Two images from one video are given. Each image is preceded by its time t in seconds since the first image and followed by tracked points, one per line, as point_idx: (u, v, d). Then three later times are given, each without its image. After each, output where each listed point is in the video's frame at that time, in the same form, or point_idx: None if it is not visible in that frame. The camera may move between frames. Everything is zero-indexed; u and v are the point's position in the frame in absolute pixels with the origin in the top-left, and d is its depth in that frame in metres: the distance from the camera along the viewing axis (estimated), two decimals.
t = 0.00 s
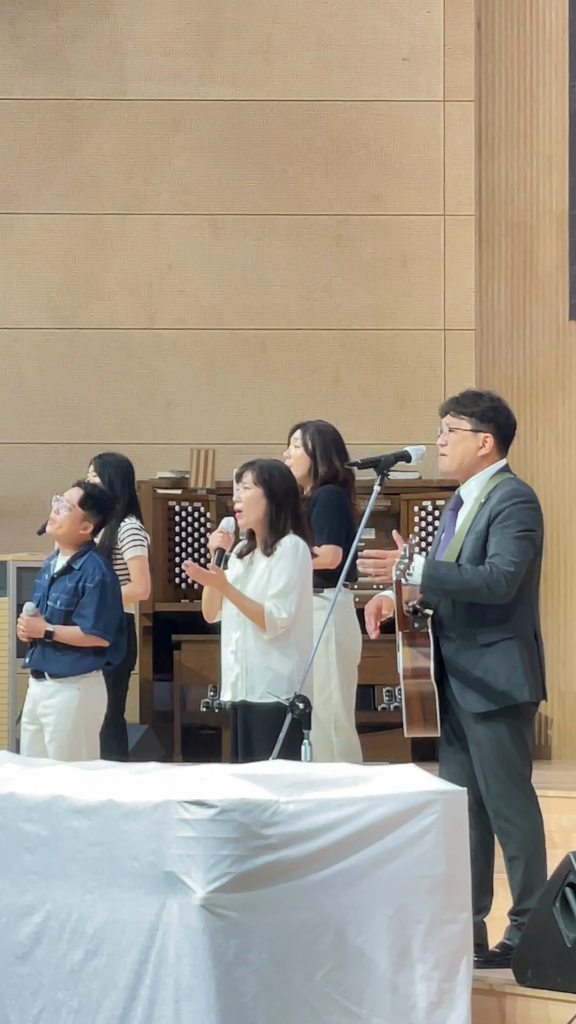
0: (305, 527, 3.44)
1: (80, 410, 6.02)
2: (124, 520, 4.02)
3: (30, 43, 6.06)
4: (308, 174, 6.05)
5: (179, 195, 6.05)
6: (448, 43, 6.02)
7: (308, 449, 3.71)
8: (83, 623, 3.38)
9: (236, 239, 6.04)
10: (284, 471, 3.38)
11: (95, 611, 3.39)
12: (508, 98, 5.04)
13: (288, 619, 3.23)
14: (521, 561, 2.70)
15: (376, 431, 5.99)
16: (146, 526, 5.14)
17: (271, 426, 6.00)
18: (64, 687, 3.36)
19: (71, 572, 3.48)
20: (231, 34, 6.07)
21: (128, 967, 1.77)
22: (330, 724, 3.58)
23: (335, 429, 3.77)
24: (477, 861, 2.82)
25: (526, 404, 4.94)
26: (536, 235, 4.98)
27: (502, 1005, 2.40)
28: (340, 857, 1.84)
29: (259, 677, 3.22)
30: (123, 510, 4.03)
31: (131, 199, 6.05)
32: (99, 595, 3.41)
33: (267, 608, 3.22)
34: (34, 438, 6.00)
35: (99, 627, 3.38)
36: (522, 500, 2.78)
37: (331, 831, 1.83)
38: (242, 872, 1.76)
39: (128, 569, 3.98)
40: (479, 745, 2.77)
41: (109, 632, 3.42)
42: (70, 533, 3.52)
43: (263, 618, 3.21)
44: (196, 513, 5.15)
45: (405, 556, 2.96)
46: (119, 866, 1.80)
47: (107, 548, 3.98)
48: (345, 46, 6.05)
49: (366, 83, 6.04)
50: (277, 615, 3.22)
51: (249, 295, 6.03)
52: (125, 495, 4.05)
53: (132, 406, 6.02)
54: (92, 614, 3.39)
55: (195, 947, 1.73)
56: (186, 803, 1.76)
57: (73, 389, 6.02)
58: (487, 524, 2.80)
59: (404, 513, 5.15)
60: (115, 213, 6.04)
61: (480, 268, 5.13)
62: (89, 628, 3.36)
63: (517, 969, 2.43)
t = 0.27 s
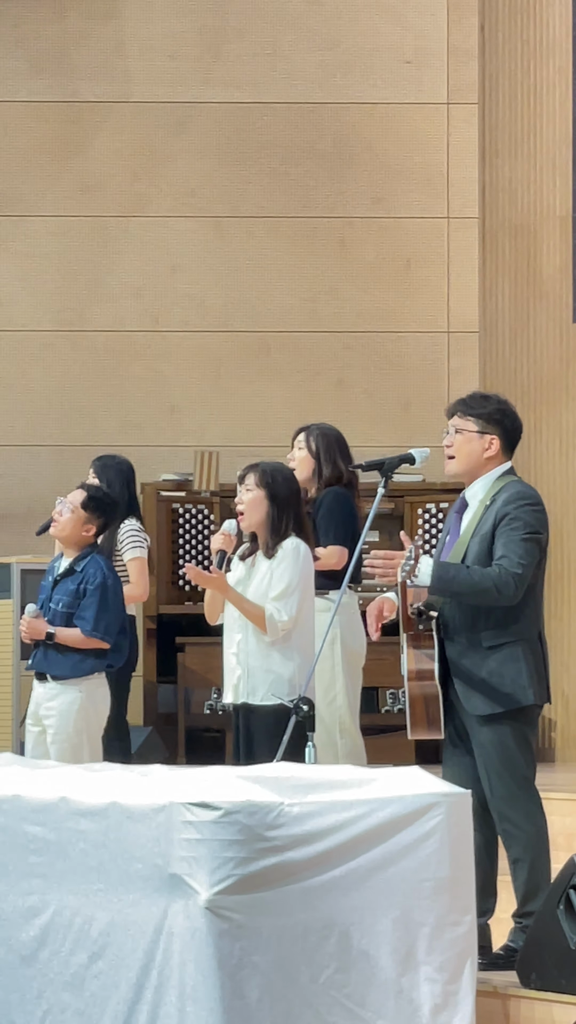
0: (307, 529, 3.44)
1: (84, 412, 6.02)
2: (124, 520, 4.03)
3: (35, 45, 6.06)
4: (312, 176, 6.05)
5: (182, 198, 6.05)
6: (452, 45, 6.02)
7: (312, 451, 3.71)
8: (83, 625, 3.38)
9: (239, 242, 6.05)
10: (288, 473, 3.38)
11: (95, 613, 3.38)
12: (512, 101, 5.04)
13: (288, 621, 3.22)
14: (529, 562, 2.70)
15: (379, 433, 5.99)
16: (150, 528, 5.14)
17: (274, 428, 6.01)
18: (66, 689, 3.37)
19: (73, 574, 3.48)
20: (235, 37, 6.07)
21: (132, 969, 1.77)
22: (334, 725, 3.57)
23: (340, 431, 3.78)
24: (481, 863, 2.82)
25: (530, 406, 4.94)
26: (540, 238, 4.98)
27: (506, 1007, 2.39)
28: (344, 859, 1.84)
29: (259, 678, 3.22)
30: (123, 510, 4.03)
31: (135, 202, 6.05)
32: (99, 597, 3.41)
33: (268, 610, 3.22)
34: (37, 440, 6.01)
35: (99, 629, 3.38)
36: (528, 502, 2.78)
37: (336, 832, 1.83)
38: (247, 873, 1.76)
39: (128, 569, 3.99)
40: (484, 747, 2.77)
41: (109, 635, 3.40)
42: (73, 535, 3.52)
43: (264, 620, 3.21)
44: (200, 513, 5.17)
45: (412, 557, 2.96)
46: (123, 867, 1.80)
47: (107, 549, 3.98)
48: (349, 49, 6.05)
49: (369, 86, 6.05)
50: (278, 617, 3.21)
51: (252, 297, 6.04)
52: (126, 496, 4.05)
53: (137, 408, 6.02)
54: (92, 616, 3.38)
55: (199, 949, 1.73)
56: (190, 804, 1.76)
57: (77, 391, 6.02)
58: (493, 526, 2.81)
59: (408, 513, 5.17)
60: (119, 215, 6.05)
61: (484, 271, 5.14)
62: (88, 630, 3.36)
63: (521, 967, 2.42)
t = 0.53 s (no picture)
0: (307, 530, 3.44)
1: (85, 412, 6.02)
2: (121, 520, 4.02)
3: (36, 45, 6.06)
4: (313, 177, 6.05)
5: (183, 198, 6.05)
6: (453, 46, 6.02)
7: (315, 450, 3.71)
8: (80, 624, 3.37)
9: (240, 242, 6.05)
10: (288, 474, 3.38)
11: (90, 612, 3.37)
12: (513, 102, 5.04)
13: (287, 621, 3.23)
14: (535, 562, 2.71)
15: (380, 432, 6.00)
16: (151, 528, 5.14)
17: (275, 428, 6.01)
18: (64, 689, 3.36)
19: (71, 574, 3.48)
20: (236, 37, 6.07)
21: (133, 969, 1.77)
22: (337, 726, 3.56)
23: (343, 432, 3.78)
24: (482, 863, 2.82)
25: (532, 406, 4.95)
26: (542, 238, 4.98)
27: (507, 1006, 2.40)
28: (345, 859, 1.84)
29: (259, 678, 3.22)
30: (121, 509, 4.02)
31: (135, 202, 6.05)
32: (96, 595, 3.40)
33: (266, 610, 3.22)
34: (39, 441, 6.01)
35: (95, 627, 3.37)
36: (532, 502, 2.78)
37: (337, 832, 1.83)
38: (249, 874, 1.75)
39: (125, 569, 3.99)
40: (486, 747, 2.77)
41: (105, 633, 3.39)
42: (71, 535, 3.52)
43: (263, 620, 3.22)
44: (200, 513, 5.17)
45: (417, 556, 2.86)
46: (125, 867, 1.80)
47: (105, 549, 3.98)
48: (350, 49, 6.05)
49: (371, 86, 6.05)
50: (276, 617, 3.22)
51: (253, 297, 6.04)
52: (123, 495, 4.05)
53: (138, 408, 6.02)
54: (88, 614, 3.37)
55: (200, 949, 1.73)
56: (191, 804, 1.76)
57: (78, 391, 6.02)
58: (498, 526, 2.80)
59: (409, 513, 5.16)
60: (120, 215, 6.04)
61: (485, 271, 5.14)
62: (85, 629, 3.35)
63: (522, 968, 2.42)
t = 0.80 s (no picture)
0: (308, 529, 3.44)
1: (86, 411, 6.02)
2: (118, 520, 4.02)
3: (37, 44, 6.06)
4: (315, 176, 6.05)
5: (185, 197, 6.05)
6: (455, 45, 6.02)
7: (321, 450, 3.71)
8: (75, 621, 3.37)
9: (241, 241, 6.05)
10: (290, 473, 3.39)
11: (85, 609, 3.37)
12: (515, 101, 5.04)
13: (288, 620, 3.23)
14: (545, 563, 2.72)
15: (382, 432, 6.00)
16: (152, 527, 5.14)
17: (277, 427, 6.01)
18: (62, 687, 3.36)
19: (67, 573, 3.48)
20: (237, 36, 6.07)
21: (135, 968, 1.77)
22: (341, 725, 3.57)
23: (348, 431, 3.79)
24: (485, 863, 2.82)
25: (533, 406, 4.95)
26: (544, 237, 4.98)
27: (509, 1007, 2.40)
28: (347, 858, 1.84)
29: (260, 677, 3.22)
30: (118, 509, 4.03)
31: (137, 201, 6.05)
32: (90, 593, 3.39)
33: (267, 610, 3.22)
34: (40, 440, 6.01)
35: (89, 624, 3.36)
36: (536, 501, 2.78)
37: (339, 831, 1.83)
38: (251, 873, 1.76)
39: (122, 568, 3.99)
40: (489, 746, 2.77)
41: (100, 630, 3.38)
42: (66, 534, 3.53)
43: (264, 619, 3.22)
44: (202, 513, 5.16)
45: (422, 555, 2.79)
46: (127, 866, 1.80)
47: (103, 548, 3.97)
48: (351, 48, 6.05)
49: (372, 85, 6.05)
50: (278, 616, 3.22)
51: (255, 297, 6.04)
52: (120, 495, 4.06)
53: (139, 407, 6.02)
54: (82, 612, 3.37)
55: (202, 948, 1.73)
56: (193, 803, 1.77)
57: (79, 390, 6.02)
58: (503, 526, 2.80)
59: (411, 513, 5.16)
60: (121, 214, 6.04)
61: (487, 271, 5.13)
62: (79, 626, 3.35)
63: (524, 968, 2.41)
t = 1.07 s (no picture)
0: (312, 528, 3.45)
1: (87, 411, 6.02)
2: (117, 520, 4.01)
3: (39, 43, 6.06)
4: (316, 175, 6.05)
5: (186, 196, 6.05)
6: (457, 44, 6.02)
7: (330, 448, 3.70)
8: (68, 618, 3.37)
9: (243, 240, 6.05)
10: (294, 473, 3.38)
11: (78, 605, 3.36)
12: (517, 100, 5.04)
13: (292, 619, 3.24)
14: (551, 562, 2.72)
15: (384, 430, 6.00)
16: (154, 527, 5.14)
17: (278, 426, 6.01)
18: (56, 685, 3.36)
19: (60, 571, 3.48)
20: (239, 36, 6.07)
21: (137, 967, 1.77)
22: (345, 723, 3.57)
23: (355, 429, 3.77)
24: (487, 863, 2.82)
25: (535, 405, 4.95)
26: (546, 237, 4.98)
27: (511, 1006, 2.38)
28: (350, 856, 1.84)
29: (264, 676, 3.22)
30: (117, 509, 4.03)
31: (138, 201, 6.05)
32: (83, 588, 3.39)
33: (272, 609, 3.22)
34: (41, 439, 6.01)
35: (82, 620, 3.36)
36: (540, 500, 2.78)
37: (341, 830, 1.83)
38: (254, 871, 1.76)
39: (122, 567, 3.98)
40: (493, 745, 2.78)
41: (93, 626, 3.37)
42: (59, 533, 3.53)
43: (268, 618, 3.22)
44: (204, 513, 5.15)
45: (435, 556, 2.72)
46: (129, 865, 1.80)
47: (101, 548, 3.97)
48: (353, 47, 6.05)
49: (373, 84, 6.05)
50: (282, 615, 3.23)
51: (256, 296, 6.04)
52: (119, 495, 4.06)
53: (141, 406, 6.02)
54: (75, 608, 3.36)
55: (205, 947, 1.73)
56: (196, 802, 1.77)
57: (81, 389, 6.02)
58: (508, 525, 2.80)
59: (413, 512, 5.16)
60: (123, 213, 6.04)
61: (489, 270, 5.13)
62: (72, 622, 3.34)
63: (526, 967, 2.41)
